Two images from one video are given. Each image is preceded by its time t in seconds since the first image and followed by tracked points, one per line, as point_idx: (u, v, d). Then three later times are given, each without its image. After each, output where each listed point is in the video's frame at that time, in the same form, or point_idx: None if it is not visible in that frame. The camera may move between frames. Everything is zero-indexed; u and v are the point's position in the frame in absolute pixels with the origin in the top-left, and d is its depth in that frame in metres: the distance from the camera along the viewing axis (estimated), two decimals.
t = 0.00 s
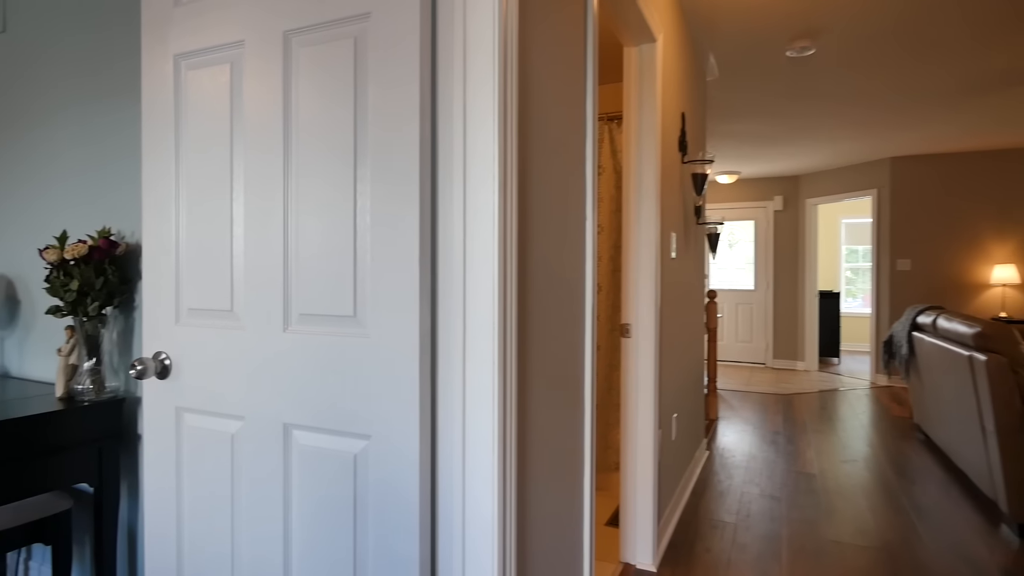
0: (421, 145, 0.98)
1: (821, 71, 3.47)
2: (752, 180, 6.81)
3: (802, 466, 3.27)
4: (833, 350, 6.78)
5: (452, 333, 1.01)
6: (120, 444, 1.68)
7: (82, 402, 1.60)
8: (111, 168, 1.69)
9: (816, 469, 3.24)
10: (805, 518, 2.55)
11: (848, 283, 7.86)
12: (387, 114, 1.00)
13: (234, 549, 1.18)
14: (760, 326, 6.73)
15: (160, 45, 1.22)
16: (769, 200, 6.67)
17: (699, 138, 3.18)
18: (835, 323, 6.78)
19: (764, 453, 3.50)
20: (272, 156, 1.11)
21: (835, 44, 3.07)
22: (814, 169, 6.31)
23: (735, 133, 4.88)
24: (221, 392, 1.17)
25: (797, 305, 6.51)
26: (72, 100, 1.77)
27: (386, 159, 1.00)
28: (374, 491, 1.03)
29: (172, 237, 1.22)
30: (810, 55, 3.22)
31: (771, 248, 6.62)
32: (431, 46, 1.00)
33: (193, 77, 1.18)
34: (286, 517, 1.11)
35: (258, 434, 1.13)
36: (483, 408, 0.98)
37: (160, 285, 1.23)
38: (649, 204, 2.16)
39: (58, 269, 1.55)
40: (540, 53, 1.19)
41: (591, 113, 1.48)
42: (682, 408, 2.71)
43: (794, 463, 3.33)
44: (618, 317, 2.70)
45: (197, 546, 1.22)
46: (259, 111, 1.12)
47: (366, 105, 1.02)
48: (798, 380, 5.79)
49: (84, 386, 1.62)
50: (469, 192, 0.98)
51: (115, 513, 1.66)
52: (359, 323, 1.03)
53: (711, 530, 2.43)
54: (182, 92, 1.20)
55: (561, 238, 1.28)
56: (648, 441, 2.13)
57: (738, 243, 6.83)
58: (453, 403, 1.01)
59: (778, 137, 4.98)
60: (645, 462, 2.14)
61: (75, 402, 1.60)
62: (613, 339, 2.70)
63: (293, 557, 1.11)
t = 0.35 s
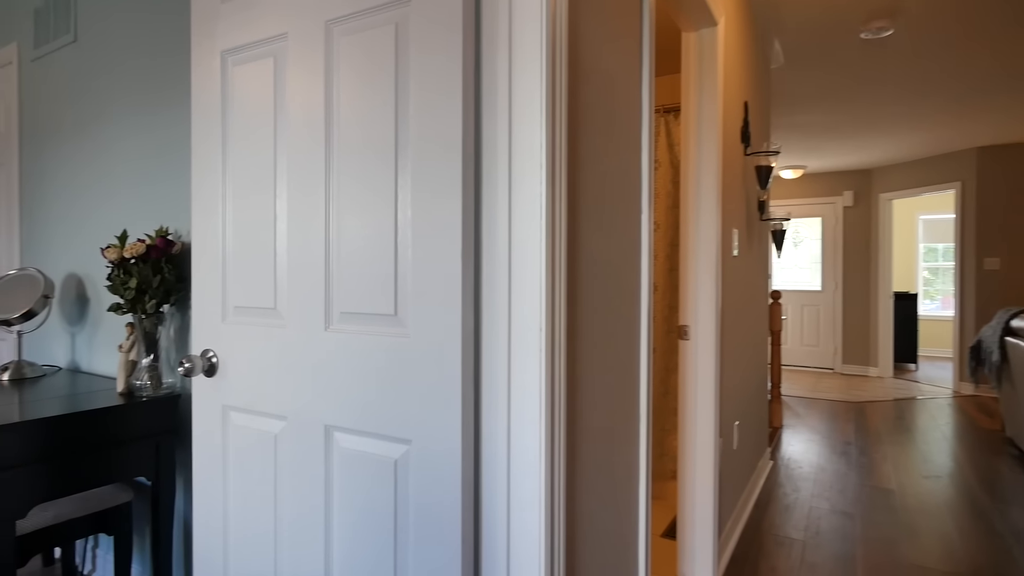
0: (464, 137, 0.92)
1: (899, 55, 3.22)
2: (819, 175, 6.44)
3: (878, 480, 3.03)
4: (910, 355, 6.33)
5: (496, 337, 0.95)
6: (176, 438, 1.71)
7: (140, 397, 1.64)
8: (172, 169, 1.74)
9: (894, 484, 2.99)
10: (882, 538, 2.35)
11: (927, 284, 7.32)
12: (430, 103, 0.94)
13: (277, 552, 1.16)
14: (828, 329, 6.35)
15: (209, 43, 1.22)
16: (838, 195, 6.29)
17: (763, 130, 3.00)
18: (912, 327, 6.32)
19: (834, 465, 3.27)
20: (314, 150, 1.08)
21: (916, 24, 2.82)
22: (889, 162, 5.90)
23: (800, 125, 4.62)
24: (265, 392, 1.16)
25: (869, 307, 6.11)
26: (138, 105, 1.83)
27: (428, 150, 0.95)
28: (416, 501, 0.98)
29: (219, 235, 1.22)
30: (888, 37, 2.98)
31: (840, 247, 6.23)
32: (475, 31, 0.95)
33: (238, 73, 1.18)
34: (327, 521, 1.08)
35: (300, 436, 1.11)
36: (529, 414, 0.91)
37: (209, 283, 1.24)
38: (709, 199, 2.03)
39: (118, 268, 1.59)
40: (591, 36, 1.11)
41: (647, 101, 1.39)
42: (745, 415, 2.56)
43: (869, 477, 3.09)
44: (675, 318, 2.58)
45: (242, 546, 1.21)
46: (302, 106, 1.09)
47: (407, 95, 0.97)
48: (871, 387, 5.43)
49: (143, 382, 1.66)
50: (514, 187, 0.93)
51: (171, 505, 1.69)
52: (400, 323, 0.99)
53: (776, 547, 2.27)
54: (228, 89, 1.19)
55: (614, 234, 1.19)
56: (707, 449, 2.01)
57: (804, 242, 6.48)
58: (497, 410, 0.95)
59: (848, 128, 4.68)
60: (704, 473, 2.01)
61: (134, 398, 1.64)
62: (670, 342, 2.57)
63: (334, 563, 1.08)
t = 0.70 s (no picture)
0: (510, 126, 0.86)
1: (990, 34, 2.93)
2: (893, 169, 6.02)
3: (965, 499, 2.78)
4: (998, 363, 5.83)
5: (544, 341, 0.88)
6: (231, 435, 1.74)
7: (196, 394, 1.68)
8: (228, 171, 1.78)
9: (983, 504, 2.73)
10: (972, 564, 2.14)
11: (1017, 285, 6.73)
12: (474, 92, 0.89)
13: (320, 555, 1.14)
14: (903, 333, 5.94)
15: (257, 41, 1.22)
16: (915, 190, 5.86)
17: (834, 119, 2.81)
18: (1000, 332, 5.82)
19: (913, 481, 3.02)
20: (358, 146, 1.05)
21: None
22: (974, 153, 5.45)
23: (874, 115, 4.31)
24: (310, 394, 1.14)
25: (951, 310, 5.66)
26: (198, 109, 1.88)
27: (472, 143, 0.90)
28: (459, 512, 0.93)
29: (268, 233, 1.21)
30: (977, 15, 2.72)
31: (918, 245, 5.81)
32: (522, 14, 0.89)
33: (285, 69, 1.16)
34: (370, 527, 1.05)
35: (344, 440, 1.08)
36: (580, 423, 0.85)
37: (258, 282, 1.23)
38: (775, 193, 1.90)
39: (176, 267, 1.62)
40: (648, 16, 1.03)
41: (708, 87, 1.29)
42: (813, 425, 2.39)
43: (954, 495, 2.83)
44: (737, 321, 2.43)
45: (287, 547, 1.20)
46: (346, 101, 1.07)
47: (451, 84, 0.93)
48: (953, 397, 5.03)
49: (199, 379, 1.69)
50: (564, 181, 0.86)
51: (226, 500, 1.72)
52: (444, 324, 0.94)
53: (849, 568, 2.10)
54: (275, 87, 1.19)
55: (672, 230, 1.10)
56: (772, 461, 1.88)
57: (875, 241, 6.09)
58: (546, 419, 0.89)
59: (927, 116, 4.34)
60: (769, 485, 1.88)
61: (191, 395, 1.68)
62: (732, 345, 2.43)
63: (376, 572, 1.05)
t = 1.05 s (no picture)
0: (567, 110, 0.79)
1: None
2: (984, 159, 5.53)
3: None
4: None
5: (605, 345, 0.81)
6: (286, 433, 1.74)
7: (254, 393, 1.69)
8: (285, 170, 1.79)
9: None
10: None
11: None
12: (528, 73, 0.83)
13: (369, 563, 1.10)
14: (996, 338, 5.44)
15: (308, 36, 1.20)
16: (1010, 181, 5.35)
17: (920, 104, 2.57)
18: None
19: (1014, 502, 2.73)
20: (408, 137, 1.01)
21: None
22: None
23: (963, 100, 3.96)
24: (360, 396, 1.10)
25: None
26: (257, 110, 1.91)
27: (526, 128, 0.83)
28: (511, 527, 0.86)
29: (319, 231, 1.19)
30: None
31: (1013, 242, 5.31)
32: None
33: (335, 63, 1.14)
34: (419, 536, 1.00)
35: (393, 446, 1.04)
36: (645, 436, 0.77)
37: (310, 281, 1.21)
38: (856, 185, 1.74)
39: (234, 267, 1.64)
40: None
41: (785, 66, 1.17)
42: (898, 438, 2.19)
43: None
44: (812, 323, 2.26)
45: (337, 551, 1.17)
46: (396, 92, 1.03)
47: (504, 68, 0.86)
48: None
49: (256, 378, 1.71)
50: (628, 167, 0.78)
51: (282, 498, 1.73)
52: (496, 325, 0.88)
53: None
54: (326, 81, 1.16)
55: (747, 224, 1.00)
56: (854, 477, 1.72)
57: (961, 239, 5.65)
58: (607, 432, 0.81)
59: None
60: (851, 504, 1.72)
61: (249, 393, 1.69)
62: (805, 350, 2.26)
63: None
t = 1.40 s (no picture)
0: (636, 90, 0.70)
1: None
2: None
3: None
4: None
5: (681, 357, 0.71)
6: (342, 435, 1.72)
7: (310, 394, 1.68)
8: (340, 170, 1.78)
9: None
10: None
11: None
12: (591, 52, 0.74)
13: None
14: None
15: (360, 29, 1.16)
16: None
17: None
18: None
19: None
20: (461, 129, 0.94)
21: None
22: None
23: None
24: (412, 402, 1.05)
25: None
26: (314, 111, 1.91)
27: (591, 114, 0.74)
28: (572, 554, 0.78)
29: (371, 230, 1.15)
30: None
31: None
32: None
33: (387, 55, 1.10)
34: (472, 555, 0.94)
35: (446, 456, 0.98)
36: (728, 462, 0.67)
37: (361, 283, 1.17)
38: (960, 173, 1.54)
39: (291, 267, 1.63)
40: None
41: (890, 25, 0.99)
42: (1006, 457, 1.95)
43: None
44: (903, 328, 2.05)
45: (388, 563, 1.13)
46: (448, 80, 0.97)
47: (563, 47, 0.78)
48: None
49: (312, 379, 1.69)
50: (707, 149, 0.68)
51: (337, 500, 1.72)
52: (556, 331, 0.80)
53: None
54: (377, 75, 1.12)
55: (842, 216, 0.86)
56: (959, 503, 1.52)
57: None
58: (682, 453, 0.71)
59: None
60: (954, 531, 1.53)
61: (305, 394, 1.68)
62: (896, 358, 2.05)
63: None
